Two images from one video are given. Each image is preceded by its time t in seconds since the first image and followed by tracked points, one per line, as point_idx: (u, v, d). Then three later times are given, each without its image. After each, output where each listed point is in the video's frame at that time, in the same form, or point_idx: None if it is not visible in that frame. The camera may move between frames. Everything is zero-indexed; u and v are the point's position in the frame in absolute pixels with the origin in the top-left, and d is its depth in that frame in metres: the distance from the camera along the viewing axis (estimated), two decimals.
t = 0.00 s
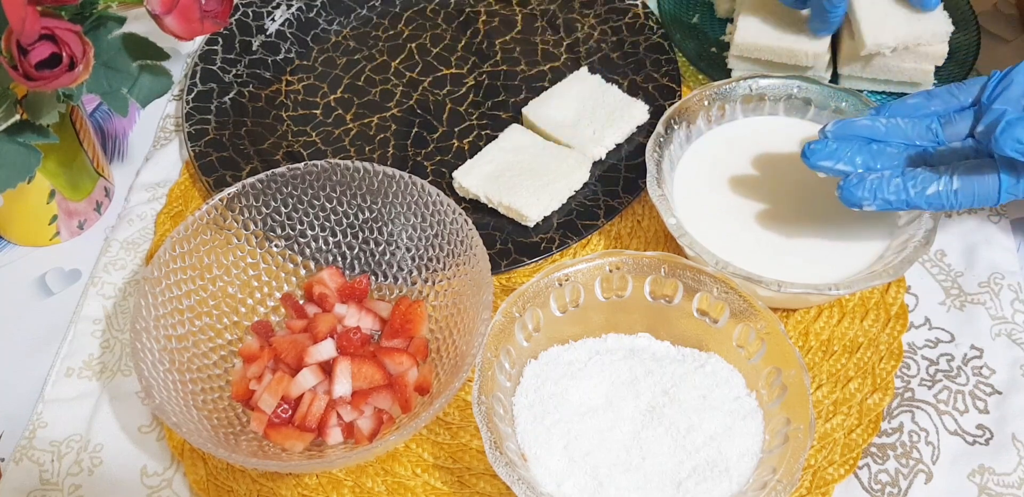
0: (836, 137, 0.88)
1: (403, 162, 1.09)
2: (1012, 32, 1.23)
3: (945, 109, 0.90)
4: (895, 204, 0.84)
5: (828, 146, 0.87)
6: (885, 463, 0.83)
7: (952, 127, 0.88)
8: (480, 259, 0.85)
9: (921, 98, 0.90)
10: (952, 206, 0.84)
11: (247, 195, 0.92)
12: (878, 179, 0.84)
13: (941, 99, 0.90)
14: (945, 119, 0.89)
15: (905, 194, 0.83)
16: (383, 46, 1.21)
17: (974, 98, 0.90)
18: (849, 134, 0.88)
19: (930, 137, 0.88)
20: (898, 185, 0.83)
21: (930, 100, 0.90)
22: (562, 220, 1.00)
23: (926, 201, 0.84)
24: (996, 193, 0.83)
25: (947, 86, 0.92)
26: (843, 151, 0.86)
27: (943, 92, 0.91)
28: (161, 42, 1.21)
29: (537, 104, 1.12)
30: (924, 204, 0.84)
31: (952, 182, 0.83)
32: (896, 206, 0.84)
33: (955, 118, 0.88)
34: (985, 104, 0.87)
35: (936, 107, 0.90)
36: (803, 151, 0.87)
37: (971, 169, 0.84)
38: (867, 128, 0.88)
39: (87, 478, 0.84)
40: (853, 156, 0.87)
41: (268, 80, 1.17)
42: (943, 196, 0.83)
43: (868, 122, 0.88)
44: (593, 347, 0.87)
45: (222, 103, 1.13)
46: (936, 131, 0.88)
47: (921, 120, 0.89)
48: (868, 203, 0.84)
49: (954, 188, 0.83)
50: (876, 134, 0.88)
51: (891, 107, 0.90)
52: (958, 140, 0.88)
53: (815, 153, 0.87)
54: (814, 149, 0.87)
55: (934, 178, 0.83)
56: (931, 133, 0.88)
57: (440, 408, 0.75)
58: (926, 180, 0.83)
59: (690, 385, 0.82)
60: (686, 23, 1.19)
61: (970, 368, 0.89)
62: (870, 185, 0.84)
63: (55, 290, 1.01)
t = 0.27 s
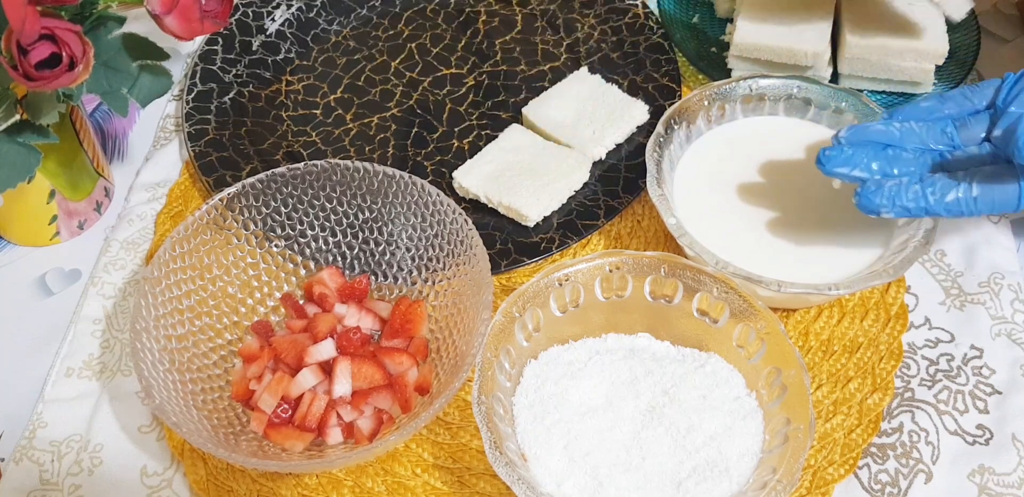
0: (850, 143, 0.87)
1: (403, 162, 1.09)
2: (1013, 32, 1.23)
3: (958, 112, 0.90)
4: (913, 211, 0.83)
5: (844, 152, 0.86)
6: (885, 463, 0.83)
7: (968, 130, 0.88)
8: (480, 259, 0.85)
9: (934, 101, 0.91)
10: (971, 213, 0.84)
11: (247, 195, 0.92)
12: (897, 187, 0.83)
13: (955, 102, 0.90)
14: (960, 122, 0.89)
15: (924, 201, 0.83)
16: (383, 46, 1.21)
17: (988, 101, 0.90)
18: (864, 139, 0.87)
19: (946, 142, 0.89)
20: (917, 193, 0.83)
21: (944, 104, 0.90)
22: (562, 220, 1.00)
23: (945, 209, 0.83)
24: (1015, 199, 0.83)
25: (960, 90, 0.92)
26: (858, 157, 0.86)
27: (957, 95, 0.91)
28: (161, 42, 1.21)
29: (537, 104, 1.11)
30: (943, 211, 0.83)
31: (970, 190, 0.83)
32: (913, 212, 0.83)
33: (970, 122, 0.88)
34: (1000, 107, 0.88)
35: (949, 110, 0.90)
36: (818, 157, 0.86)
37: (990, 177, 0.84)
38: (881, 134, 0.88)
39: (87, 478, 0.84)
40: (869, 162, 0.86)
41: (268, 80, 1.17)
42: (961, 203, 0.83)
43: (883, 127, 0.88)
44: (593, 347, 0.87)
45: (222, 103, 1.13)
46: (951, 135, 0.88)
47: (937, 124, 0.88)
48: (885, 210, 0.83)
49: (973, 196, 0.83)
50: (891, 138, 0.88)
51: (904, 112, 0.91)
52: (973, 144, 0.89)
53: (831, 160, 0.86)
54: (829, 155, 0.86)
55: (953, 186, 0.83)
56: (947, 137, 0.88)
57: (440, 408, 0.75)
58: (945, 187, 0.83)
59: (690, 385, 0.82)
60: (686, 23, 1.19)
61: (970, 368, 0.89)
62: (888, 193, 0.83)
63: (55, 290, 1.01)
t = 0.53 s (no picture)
0: (876, 172, 0.87)
1: (403, 162, 1.09)
2: (1013, 32, 1.23)
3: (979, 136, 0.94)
4: (951, 238, 0.83)
5: (873, 184, 0.85)
6: (885, 463, 0.82)
7: (993, 154, 0.91)
8: (480, 259, 0.85)
9: (955, 126, 0.94)
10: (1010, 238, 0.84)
11: (247, 195, 0.92)
12: (933, 213, 0.82)
13: (976, 125, 0.94)
14: (983, 146, 0.92)
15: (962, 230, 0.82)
16: (383, 46, 1.21)
17: (1008, 123, 0.94)
18: (891, 168, 0.87)
19: (972, 167, 0.91)
20: (954, 221, 0.82)
21: (964, 128, 0.94)
22: (562, 220, 1.00)
23: (983, 234, 0.83)
24: None
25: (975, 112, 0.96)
26: (888, 186, 0.85)
27: (975, 118, 0.94)
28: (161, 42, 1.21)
29: (537, 104, 1.12)
30: (980, 237, 0.83)
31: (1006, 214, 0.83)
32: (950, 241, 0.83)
33: (993, 145, 0.92)
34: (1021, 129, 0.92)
35: (971, 134, 0.94)
36: (848, 189, 0.86)
37: None
38: (905, 162, 0.88)
39: (87, 478, 0.84)
40: (901, 191, 0.85)
41: (268, 80, 1.17)
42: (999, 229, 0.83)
43: (906, 156, 0.88)
44: (593, 347, 0.87)
45: (222, 103, 1.13)
46: (977, 159, 0.91)
47: (962, 150, 0.91)
48: (924, 239, 0.82)
49: (1011, 221, 0.83)
50: (917, 166, 0.89)
51: (924, 138, 0.92)
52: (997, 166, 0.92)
53: (860, 190, 0.85)
54: (859, 187, 0.85)
55: (989, 211, 0.83)
56: (973, 161, 0.91)
57: (440, 408, 0.75)
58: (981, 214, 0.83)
59: (690, 385, 0.82)
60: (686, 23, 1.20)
61: (970, 368, 0.89)
62: (924, 221, 0.81)
63: (55, 290, 1.01)
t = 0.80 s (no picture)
0: (894, 186, 0.85)
1: (403, 162, 1.09)
2: (1013, 32, 1.23)
3: (998, 147, 0.91)
4: (972, 251, 0.84)
5: (894, 196, 0.83)
6: (885, 463, 0.82)
7: (1013, 166, 0.89)
8: (480, 259, 0.85)
9: (971, 138, 0.91)
10: None
11: (247, 195, 0.92)
12: (954, 228, 0.82)
13: (993, 137, 0.91)
14: (1002, 158, 0.90)
15: (985, 244, 0.83)
16: (383, 46, 1.21)
17: None
18: (909, 182, 0.86)
19: (991, 179, 0.89)
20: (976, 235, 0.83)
21: (981, 141, 0.91)
22: (562, 220, 1.00)
23: (1005, 248, 0.84)
24: None
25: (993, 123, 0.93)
26: (907, 199, 0.83)
27: (992, 129, 0.91)
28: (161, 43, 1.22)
29: (537, 104, 1.11)
30: (1001, 249, 0.84)
31: None
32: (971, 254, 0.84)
33: (1012, 157, 0.89)
34: None
35: (988, 146, 0.91)
36: (866, 203, 0.84)
37: None
38: (923, 176, 0.86)
39: (87, 478, 0.84)
40: (921, 205, 0.83)
41: (268, 80, 1.17)
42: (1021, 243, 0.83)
43: (925, 169, 0.87)
44: (593, 347, 0.87)
45: (222, 103, 1.13)
46: (996, 172, 0.89)
47: (980, 163, 0.89)
48: (947, 254, 0.82)
49: None
50: (936, 180, 0.87)
51: (942, 151, 0.90)
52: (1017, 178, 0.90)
53: (880, 204, 0.83)
54: (879, 201, 0.83)
55: (1012, 225, 0.83)
56: (991, 174, 0.89)
57: (440, 408, 0.75)
58: (1003, 228, 0.83)
59: (689, 385, 0.82)
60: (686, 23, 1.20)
61: (970, 368, 0.89)
62: (946, 235, 0.82)
63: (55, 290, 1.01)
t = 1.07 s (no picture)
0: (897, 191, 0.85)
1: (403, 162, 1.09)
2: (1013, 32, 1.23)
3: (1000, 151, 0.91)
4: (977, 257, 0.83)
5: (897, 201, 0.83)
6: (885, 462, 0.82)
7: (1015, 171, 0.89)
8: (480, 259, 0.85)
9: (974, 143, 0.91)
10: None
11: (247, 195, 0.92)
12: (958, 233, 0.82)
13: (995, 142, 0.91)
14: (1005, 162, 0.90)
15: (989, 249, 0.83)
16: (383, 46, 1.21)
17: None
18: (911, 187, 0.86)
19: (994, 184, 0.89)
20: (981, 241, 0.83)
21: (984, 145, 0.91)
22: (562, 220, 1.00)
23: (1009, 253, 0.84)
24: None
25: (995, 127, 0.93)
26: (911, 205, 0.83)
27: (995, 134, 0.91)
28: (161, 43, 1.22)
29: (537, 104, 1.11)
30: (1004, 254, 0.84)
31: None
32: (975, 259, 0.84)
33: (1016, 162, 0.89)
34: None
35: (991, 151, 0.91)
36: (870, 208, 0.84)
37: None
38: (926, 181, 0.86)
39: (87, 478, 0.84)
40: (925, 210, 0.83)
41: (268, 80, 1.17)
42: None
43: (928, 175, 0.86)
44: (593, 347, 0.87)
45: (221, 103, 1.13)
46: (999, 176, 0.89)
47: (983, 167, 0.89)
48: (951, 259, 0.82)
49: None
50: (939, 185, 0.87)
51: (945, 155, 0.90)
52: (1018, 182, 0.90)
53: (884, 210, 0.83)
54: (883, 206, 0.83)
55: (1015, 230, 0.83)
56: (994, 178, 0.89)
57: (440, 408, 0.75)
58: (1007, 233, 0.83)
59: (690, 385, 0.82)
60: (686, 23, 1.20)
61: (970, 368, 0.89)
62: (950, 241, 0.82)
63: (55, 290, 1.01)
